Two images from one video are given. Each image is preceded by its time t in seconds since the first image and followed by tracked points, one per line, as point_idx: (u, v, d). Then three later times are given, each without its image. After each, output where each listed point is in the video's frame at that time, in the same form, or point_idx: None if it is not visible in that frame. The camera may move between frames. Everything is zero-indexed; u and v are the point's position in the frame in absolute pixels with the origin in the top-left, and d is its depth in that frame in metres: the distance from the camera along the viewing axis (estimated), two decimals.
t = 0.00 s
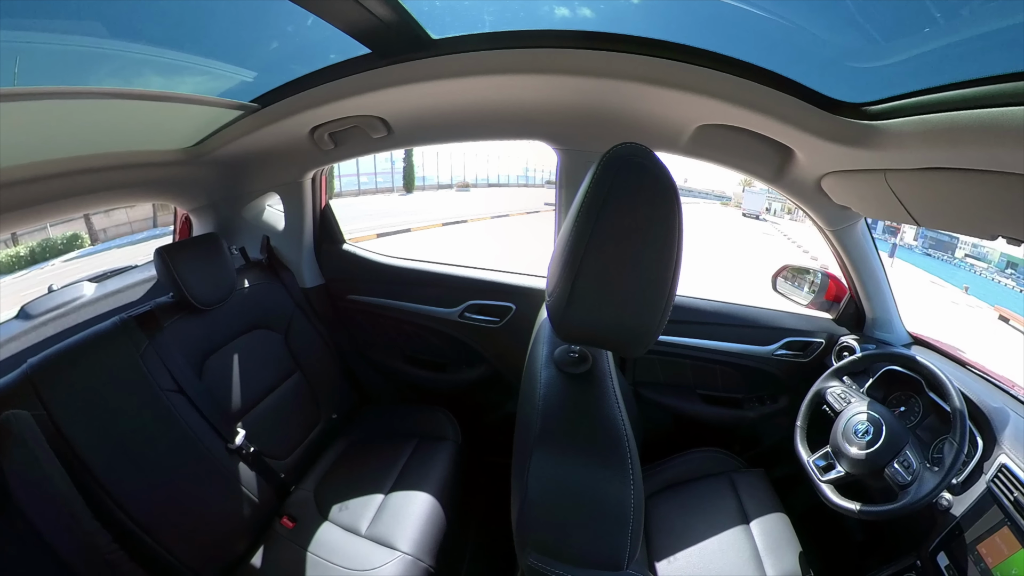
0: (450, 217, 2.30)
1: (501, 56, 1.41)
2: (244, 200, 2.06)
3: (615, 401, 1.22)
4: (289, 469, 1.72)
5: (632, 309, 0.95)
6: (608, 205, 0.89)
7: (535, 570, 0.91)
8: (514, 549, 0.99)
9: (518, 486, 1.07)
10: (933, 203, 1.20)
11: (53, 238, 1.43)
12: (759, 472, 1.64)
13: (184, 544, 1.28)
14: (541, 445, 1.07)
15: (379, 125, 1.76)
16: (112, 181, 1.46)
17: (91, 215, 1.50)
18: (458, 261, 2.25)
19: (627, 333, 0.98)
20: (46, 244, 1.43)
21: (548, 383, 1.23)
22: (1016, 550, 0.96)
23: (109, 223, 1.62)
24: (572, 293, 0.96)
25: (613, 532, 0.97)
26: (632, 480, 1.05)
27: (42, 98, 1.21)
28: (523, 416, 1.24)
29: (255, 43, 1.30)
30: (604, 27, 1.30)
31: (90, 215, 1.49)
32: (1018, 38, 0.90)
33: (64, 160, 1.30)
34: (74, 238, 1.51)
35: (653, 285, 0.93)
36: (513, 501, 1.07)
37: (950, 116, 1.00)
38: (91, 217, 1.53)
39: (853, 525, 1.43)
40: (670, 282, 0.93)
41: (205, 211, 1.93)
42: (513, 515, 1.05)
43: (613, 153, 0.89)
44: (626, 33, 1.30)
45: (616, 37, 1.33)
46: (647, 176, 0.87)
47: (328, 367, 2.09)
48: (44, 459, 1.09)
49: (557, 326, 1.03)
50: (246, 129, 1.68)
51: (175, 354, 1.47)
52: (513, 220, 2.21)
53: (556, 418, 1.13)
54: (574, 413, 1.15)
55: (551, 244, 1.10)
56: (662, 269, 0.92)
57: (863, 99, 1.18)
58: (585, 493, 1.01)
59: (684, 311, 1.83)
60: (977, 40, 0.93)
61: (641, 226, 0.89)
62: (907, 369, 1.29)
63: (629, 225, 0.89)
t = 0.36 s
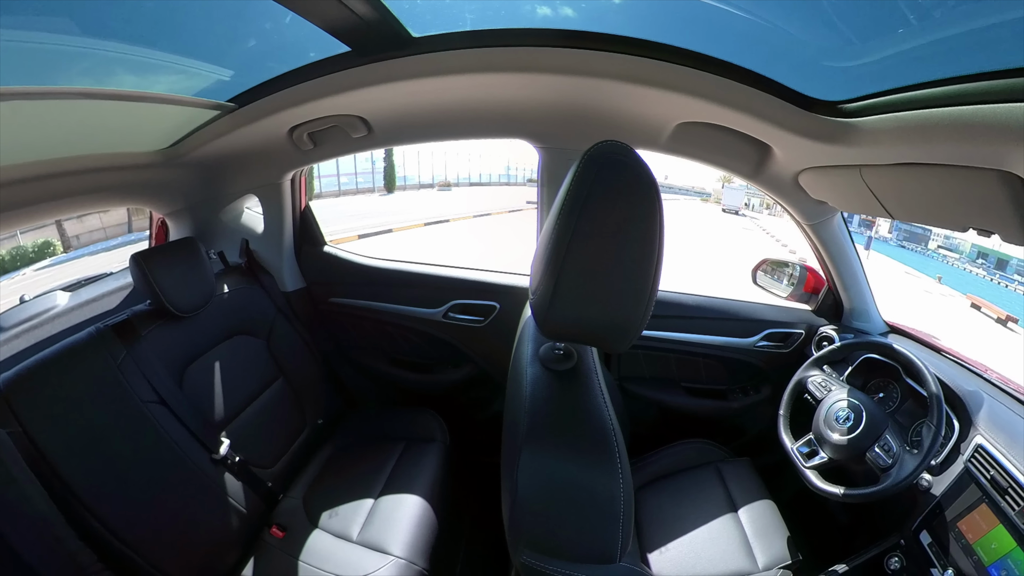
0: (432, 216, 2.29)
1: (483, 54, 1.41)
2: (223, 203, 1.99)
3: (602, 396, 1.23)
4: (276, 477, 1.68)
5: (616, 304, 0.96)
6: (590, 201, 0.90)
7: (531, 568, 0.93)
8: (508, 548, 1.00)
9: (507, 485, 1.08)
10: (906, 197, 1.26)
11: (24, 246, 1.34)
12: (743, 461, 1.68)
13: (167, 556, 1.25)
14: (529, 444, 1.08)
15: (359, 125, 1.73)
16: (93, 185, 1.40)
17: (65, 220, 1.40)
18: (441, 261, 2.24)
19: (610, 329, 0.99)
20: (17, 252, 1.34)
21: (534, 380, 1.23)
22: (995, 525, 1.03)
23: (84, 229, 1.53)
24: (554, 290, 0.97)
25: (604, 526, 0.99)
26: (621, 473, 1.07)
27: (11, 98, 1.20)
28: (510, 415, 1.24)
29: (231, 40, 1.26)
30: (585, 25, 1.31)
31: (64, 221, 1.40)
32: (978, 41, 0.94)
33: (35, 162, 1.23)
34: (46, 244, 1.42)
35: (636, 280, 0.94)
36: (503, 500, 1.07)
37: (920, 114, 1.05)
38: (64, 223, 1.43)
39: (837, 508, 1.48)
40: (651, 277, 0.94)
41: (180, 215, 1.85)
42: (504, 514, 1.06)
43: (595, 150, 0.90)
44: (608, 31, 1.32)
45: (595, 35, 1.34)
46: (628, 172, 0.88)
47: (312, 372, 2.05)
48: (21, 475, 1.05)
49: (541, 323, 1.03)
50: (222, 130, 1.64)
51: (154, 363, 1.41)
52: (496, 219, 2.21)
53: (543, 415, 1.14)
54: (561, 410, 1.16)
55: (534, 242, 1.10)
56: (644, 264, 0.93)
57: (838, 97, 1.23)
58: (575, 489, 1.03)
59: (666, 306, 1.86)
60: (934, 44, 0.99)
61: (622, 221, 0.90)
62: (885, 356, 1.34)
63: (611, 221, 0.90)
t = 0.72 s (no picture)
0: (416, 216, 2.27)
1: (466, 53, 1.41)
2: (201, 207, 1.92)
3: (589, 393, 1.24)
4: (264, 486, 1.64)
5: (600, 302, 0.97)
6: (573, 200, 0.90)
7: (526, 566, 0.93)
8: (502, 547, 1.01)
9: (498, 485, 1.08)
10: (883, 192, 1.30)
11: None
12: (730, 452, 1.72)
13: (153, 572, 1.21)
14: (519, 442, 1.08)
15: (340, 124, 1.70)
16: (66, 188, 1.35)
17: (38, 226, 1.34)
18: (425, 261, 2.22)
19: (595, 326, 1.00)
20: None
21: (521, 379, 1.24)
22: (976, 505, 1.08)
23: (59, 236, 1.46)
24: (538, 288, 0.98)
25: (597, 522, 1.00)
26: (610, 468, 1.08)
27: None
28: (499, 414, 1.24)
29: (209, 38, 1.23)
30: (568, 24, 1.31)
31: (36, 226, 1.33)
32: (953, 42, 0.97)
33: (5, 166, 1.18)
34: (19, 252, 1.34)
35: (620, 277, 0.95)
36: (496, 500, 1.07)
37: (894, 112, 1.09)
38: (37, 229, 1.36)
39: (823, 495, 1.53)
40: (635, 274, 0.95)
41: (158, 219, 1.79)
42: (497, 514, 1.06)
43: (577, 148, 0.90)
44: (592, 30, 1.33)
45: (577, 34, 1.35)
46: (611, 169, 0.88)
47: (297, 376, 2.01)
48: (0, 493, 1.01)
49: (527, 321, 1.04)
50: (200, 132, 1.59)
51: (135, 372, 1.37)
52: (480, 218, 2.21)
53: (531, 413, 1.15)
54: (549, 408, 1.17)
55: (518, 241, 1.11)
56: (628, 260, 0.93)
57: (816, 95, 1.27)
58: (566, 486, 1.03)
59: (651, 301, 1.89)
60: (912, 43, 1.01)
61: (605, 219, 0.91)
62: (865, 346, 1.40)
63: (594, 218, 0.91)
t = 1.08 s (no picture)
0: (398, 217, 2.24)
1: (447, 51, 1.40)
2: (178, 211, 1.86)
3: (574, 389, 1.25)
4: (253, 496, 1.60)
5: (584, 298, 0.98)
6: (554, 197, 0.91)
7: (519, 564, 0.94)
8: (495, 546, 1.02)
9: (488, 485, 1.08)
10: (858, 186, 1.35)
11: None
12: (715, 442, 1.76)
13: None
14: (507, 440, 1.09)
15: (319, 123, 1.66)
16: (37, 194, 1.28)
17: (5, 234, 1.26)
18: (408, 262, 2.20)
19: (580, 322, 1.01)
20: None
21: (507, 378, 1.24)
22: (955, 484, 1.14)
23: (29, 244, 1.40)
24: (522, 287, 0.98)
25: (587, 517, 1.01)
26: (599, 463, 1.09)
27: None
28: (486, 414, 1.24)
29: (183, 35, 1.19)
30: (550, 22, 1.32)
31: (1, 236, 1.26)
32: (930, 43, 0.98)
33: None
34: None
35: (603, 273, 0.96)
36: (486, 500, 1.08)
37: (869, 110, 1.13)
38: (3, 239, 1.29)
39: (808, 480, 1.58)
40: (618, 269, 0.96)
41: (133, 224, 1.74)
42: (488, 514, 1.06)
43: (558, 147, 0.91)
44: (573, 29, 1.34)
45: (559, 33, 1.35)
46: (591, 166, 0.89)
47: (280, 383, 1.96)
48: None
49: (511, 320, 1.04)
50: (174, 133, 1.54)
51: (113, 384, 1.32)
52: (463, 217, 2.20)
53: (517, 411, 1.15)
54: (535, 405, 1.17)
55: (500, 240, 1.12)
56: (610, 256, 0.94)
57: (793, 93, 1.30)
58: (555, 482, 1.04)
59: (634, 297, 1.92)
60: (888, 43, 1.04)
61: (586, 215, 0.92)
62: (843, 336, 1.45)
63: (576, 215, 0.92)
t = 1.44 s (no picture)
0: (379, 217, 2.24)
1: (428, 49, 1.39)
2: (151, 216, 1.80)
3: (561, 385, 1.26)
4: (240, 507, 1.57)
5: (568, 295, 0.99)
6: (536, 196, 0.92)
7: (512, 563, 0.94)
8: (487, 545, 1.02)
9: (478, 484, 1.09)
10: (834, 181, 1.40)
11: None
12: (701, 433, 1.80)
13: None
14: (495, 439, 1.09)
15: (298, 123, 1.63)
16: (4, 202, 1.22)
17: None
18: (390, 263, 2.18)
19: (564, 320, 1.01)
20: None
21: (493, 377, 1.24)
22: (935, 464, 1.20)
23: None
24: (505, 285, 0.99)
25: (578, 512, 1.02)
26: (588, 458, 1.11)
27: None
28: (472, 414, 1.24)
29: (156, 32, 1.15)
30: (533, 22, 1.32)
31: None
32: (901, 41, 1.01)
33: None
34: None
35: (586, 270, 0.97)
36: (477, 499, 1.08)
37: (846, 107, 1.17)
38: None
39: (793, 466, 1.64)
40: (600, 266, 0.97)
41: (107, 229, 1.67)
42: (479, 513, 1.06)
43: (538, 146, 0.92)
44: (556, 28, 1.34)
45: (542, 32, 1.36)
46: (571, 164, 0.90)
47: (264, 390, 1.91)
48: None
49: (496, 319, 1.05)
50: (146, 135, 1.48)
51: (90, 397, 1.27)
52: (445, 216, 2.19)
53: (504, 409, 1.15)
54: (522, 403, 1.17)
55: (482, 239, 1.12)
56: (592, 253, 0.95)
57: (771, 92, 1.33)
58: (546, 479, 1.05)
59: (618, 293, 1.95)
60: (863, 42, 1.07)
61: (568, 213, 0.92)
62: (823, 326, 1.50)
63: (557, 213, 0.92)
